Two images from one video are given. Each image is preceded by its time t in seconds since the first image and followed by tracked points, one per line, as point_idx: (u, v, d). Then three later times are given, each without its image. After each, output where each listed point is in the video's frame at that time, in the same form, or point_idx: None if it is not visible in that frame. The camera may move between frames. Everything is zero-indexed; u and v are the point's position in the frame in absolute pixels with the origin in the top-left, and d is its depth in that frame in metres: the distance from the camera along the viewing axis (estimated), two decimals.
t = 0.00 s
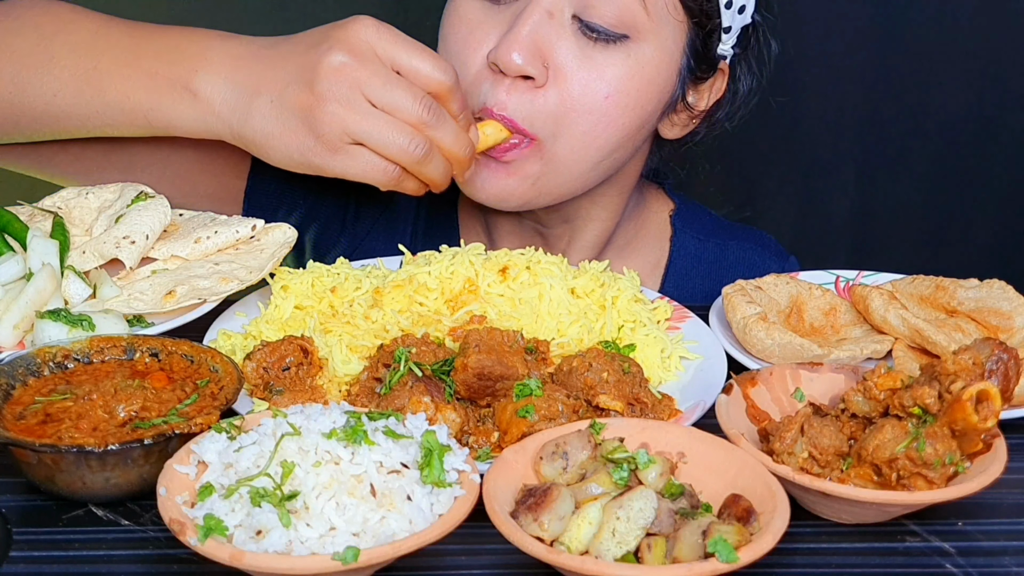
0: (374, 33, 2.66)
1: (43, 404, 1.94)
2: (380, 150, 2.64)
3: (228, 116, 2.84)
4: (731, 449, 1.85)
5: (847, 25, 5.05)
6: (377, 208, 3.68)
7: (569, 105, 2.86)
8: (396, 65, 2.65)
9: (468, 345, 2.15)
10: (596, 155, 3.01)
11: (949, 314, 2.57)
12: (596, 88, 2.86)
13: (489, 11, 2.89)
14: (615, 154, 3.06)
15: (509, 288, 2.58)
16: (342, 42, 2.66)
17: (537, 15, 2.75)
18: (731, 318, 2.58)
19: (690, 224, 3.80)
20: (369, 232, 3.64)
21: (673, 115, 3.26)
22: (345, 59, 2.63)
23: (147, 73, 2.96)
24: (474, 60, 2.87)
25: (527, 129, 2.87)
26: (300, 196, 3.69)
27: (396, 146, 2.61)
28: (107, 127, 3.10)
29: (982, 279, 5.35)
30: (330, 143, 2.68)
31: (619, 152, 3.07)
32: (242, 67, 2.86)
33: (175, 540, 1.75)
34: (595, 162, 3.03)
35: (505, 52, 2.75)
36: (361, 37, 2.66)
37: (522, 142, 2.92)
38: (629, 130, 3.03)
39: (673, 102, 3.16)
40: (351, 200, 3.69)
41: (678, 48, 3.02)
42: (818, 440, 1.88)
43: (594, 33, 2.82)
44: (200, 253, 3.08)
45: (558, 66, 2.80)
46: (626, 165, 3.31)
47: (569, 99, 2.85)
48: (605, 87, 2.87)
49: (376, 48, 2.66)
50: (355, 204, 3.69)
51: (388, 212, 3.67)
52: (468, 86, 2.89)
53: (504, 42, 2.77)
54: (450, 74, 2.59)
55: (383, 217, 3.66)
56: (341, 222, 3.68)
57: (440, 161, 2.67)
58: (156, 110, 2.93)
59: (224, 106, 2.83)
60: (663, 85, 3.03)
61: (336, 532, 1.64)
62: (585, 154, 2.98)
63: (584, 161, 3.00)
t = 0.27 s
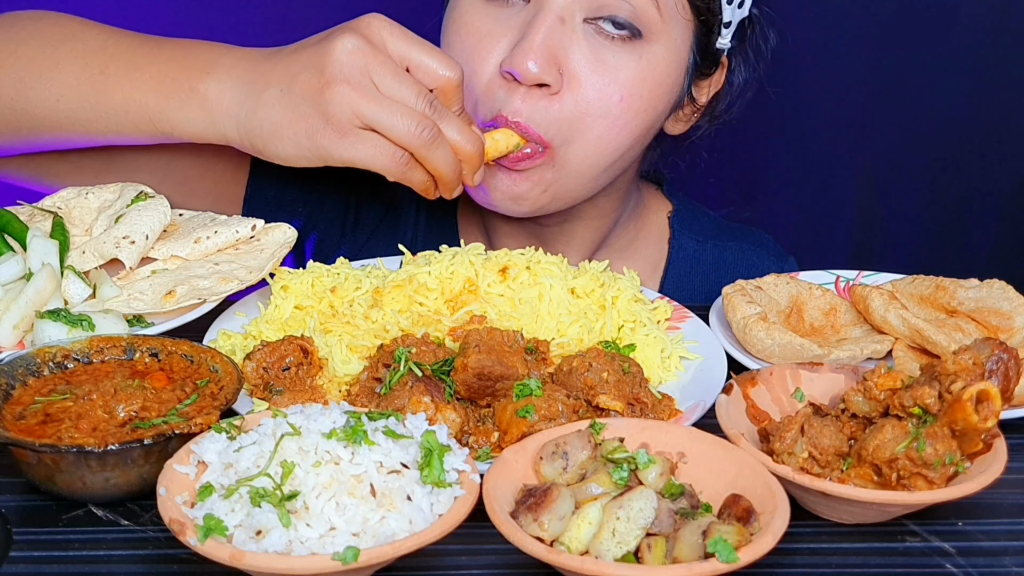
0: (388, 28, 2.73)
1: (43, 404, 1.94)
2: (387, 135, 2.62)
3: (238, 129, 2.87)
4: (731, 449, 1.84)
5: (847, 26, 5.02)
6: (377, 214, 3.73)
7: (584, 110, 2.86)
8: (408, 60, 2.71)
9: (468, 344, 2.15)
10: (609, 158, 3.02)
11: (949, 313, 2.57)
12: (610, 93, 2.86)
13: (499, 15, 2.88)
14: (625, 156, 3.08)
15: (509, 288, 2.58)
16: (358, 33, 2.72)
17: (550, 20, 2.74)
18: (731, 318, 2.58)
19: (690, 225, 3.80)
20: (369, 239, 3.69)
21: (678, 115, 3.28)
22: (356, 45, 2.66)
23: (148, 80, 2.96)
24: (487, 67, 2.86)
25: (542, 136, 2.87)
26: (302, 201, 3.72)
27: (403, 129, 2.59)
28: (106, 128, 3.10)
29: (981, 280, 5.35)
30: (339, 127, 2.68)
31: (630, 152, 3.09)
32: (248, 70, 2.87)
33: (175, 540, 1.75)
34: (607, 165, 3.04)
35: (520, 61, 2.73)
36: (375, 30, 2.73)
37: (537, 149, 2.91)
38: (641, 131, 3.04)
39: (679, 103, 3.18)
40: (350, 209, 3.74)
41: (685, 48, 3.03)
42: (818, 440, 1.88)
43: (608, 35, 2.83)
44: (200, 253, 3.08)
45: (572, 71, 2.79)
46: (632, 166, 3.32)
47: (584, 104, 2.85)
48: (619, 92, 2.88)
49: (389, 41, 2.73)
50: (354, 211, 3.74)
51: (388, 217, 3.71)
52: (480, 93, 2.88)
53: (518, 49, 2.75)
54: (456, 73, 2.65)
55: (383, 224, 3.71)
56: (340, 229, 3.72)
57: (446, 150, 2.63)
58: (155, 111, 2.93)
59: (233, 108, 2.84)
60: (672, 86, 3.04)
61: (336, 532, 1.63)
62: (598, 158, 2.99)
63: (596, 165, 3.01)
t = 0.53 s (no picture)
0: (376, 36, 2.81)
1: (43, 404, 1.94)
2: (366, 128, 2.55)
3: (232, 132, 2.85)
4: (731, 449, 1.84)
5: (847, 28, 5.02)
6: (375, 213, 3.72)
7: (598, 114, 2.87)
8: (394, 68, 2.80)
9: (468, 345, 2.15)
10: (624, 161, 3.03)
11: (949, 313, 2.57)
12: (624, 97, 2.87)
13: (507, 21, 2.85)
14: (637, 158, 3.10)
15: (509, 288, 2.58)
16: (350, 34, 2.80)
17: (562, 27, 2.74)
18: (731, 319, 2.58)
19: (689, 225, 3.80)
20: (368, 238, 3.68)
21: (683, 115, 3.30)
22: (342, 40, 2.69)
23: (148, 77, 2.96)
24: (497, 75, 2.85)
25: (558, 142, 2.87)
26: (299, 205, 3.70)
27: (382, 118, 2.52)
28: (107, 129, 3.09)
29: (981, 280, 5.35)
30: (321, 122, 2.62)
31: (643, 154, 3.11)
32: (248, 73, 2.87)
33: (175, 540, 1.75)
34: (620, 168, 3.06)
35: (535, 69, 2.73)
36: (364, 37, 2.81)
37: (553, 154, 2.92)
38: (654, 133, 3.05)
39: (686, 103, 3.19)
40: (349, 208, 3.73)
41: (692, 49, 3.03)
42: (818, 440, 1.88)
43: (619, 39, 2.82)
44: (200, 253, 3.08)
45: (585, 77, 2.80)
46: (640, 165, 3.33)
47: (598, 109, 2.86)
48: (632, 96, 2.89)
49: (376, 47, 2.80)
50: (353, 210, 3.73)
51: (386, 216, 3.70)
52: (491, 101, 2.87)
53: (532, 57, 2.74)
54: (439, 77, 2.78)
55: (382, 223, 3.69)
56: (339, 228, 3.71)
57: (423, 145, 2.53)
58: (155, 114, 2.94)
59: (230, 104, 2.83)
60: (682, 87, 3.05)
61: (336, 532, 1.63)
62: (611, 161, 3.01)
63: (609, 168, 3.03)
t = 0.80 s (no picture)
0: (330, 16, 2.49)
1: (43, 404, 1.94)
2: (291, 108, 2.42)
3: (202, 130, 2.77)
4: (730, 449, 1.84)
5: (846, 27, 5.02)
6: (377, 213, 3.72)
7: (607, 111, 2.88)
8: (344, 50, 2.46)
9: (468, 345, 2.15)
10: (635, 156, 3.05)
11: (949, 313, 2.57)
12: (632, 95, 2.87)
13: (508, 26, 2.86)
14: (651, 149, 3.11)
15: (509, 288, 2.58)
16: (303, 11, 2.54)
17: (564, 31, 2.74)
18: (731, 318, 2.58)
19: (690, 225, 3.80)
20: (369, 238, 3.68)
21: (690, 108, 3.29)
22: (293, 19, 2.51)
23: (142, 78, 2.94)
24: (502, 77, 2.87)
25: (566, 137, 2.89)
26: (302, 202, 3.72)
27: (303, 99, 2.38)
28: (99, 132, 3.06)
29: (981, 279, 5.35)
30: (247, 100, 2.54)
31: (653, 147, 3.11)
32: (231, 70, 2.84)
33: (175, 540, 1.75)
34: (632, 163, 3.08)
35: (539, 72, 2.74)
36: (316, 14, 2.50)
37: (560, 149, 2.92)
38: (663, 128, 3.06)
39: (693, 97, 3.19)
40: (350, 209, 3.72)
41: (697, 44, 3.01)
42: (818, 440, 1.89)
43: (621, 43, 2.80)
44: (200, 253, 3.08)
45: (591, 77, 2.80)
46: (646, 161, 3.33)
47: (606, 108, 2.87)
48: (640, 93, 2.88)
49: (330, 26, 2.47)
50: (355, 211, 3.72)
51: (389, 218, 3.69)
52: (498, 99, 2.90)
53: (535, 60, 2.76)
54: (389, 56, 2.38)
55: (383, 223, 3.69)
56: (341, 229, 3.72)
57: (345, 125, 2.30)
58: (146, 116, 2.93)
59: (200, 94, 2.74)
60: (690, 81, 3.04)
61: (336, 532, 1.64)
62: (624, 156, 3.02)
63: (621, 164, 3.04)
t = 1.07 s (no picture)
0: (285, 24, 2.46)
1: (43, 404, 1.94)
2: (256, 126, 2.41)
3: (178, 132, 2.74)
4: (731, 449, 1.84)
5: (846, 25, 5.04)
6: (376, 211, 3.71)
7: (594, 111, 2.88)
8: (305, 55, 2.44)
9: (468, 345, 2.15)
10: (622, 157, 3.04)
11: (949, 313, 2.57)
12: (619, 96, 2.87)
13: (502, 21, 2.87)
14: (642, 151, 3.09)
15: (509, 288, 2.58)
16: (254, 21, 2.49)
17: (554, 30, 2.75)
18: (731, 318, 2.58)
19: (691, 225, 3.80)
20: (369, 238, 3.68)
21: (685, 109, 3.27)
22: (244, 32, 2.47)
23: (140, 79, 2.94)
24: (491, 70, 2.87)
25: (552, 134, 2.88)
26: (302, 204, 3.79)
27: (268, 113, 2.37)
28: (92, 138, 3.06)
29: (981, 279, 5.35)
30: (213, 123, 2.53)
31: (644, 151, 3.11)
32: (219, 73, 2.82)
33: (175, 540, 1.75)
34: (621, 163, 3.07)
35: (526, 68, 2.76)
36: (268, 25, 2.48)
37: (547, 145, 2.93)
38: (653, 130, 3.05)
39: (690, 98, 3.18)
40: (350, 209, 3.73)
41: (692, 49, 3.01)
42: (818, 440, 1.89)
43: (613, 42, 2.80)
44: (201, 253, 3.08)
45: (579, 77, 2.80)
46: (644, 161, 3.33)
47: (593, 107, 2.87)
48: (628, 94, 2.88)
49: (284, 33, 2.46)
50: (354, 211, 3.72)
51: (389, 217, 3.69)
52: (487, 95, 2.90)
53: (523, 57, 2.77)
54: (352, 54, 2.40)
55: (383, 222, 3.69)
56: (341, 229, 3.72)
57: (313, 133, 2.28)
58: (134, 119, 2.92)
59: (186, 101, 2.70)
60: (682, 85, 3.03)
61: (336, 532, 1.64)
62: (611, 157, 3.01)
63: (608, 163, 3.03)
